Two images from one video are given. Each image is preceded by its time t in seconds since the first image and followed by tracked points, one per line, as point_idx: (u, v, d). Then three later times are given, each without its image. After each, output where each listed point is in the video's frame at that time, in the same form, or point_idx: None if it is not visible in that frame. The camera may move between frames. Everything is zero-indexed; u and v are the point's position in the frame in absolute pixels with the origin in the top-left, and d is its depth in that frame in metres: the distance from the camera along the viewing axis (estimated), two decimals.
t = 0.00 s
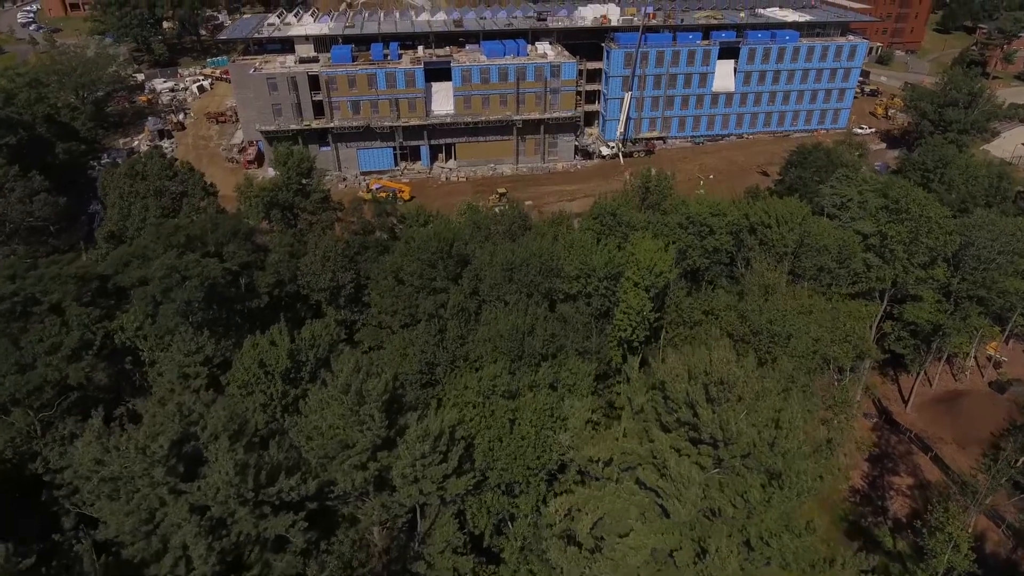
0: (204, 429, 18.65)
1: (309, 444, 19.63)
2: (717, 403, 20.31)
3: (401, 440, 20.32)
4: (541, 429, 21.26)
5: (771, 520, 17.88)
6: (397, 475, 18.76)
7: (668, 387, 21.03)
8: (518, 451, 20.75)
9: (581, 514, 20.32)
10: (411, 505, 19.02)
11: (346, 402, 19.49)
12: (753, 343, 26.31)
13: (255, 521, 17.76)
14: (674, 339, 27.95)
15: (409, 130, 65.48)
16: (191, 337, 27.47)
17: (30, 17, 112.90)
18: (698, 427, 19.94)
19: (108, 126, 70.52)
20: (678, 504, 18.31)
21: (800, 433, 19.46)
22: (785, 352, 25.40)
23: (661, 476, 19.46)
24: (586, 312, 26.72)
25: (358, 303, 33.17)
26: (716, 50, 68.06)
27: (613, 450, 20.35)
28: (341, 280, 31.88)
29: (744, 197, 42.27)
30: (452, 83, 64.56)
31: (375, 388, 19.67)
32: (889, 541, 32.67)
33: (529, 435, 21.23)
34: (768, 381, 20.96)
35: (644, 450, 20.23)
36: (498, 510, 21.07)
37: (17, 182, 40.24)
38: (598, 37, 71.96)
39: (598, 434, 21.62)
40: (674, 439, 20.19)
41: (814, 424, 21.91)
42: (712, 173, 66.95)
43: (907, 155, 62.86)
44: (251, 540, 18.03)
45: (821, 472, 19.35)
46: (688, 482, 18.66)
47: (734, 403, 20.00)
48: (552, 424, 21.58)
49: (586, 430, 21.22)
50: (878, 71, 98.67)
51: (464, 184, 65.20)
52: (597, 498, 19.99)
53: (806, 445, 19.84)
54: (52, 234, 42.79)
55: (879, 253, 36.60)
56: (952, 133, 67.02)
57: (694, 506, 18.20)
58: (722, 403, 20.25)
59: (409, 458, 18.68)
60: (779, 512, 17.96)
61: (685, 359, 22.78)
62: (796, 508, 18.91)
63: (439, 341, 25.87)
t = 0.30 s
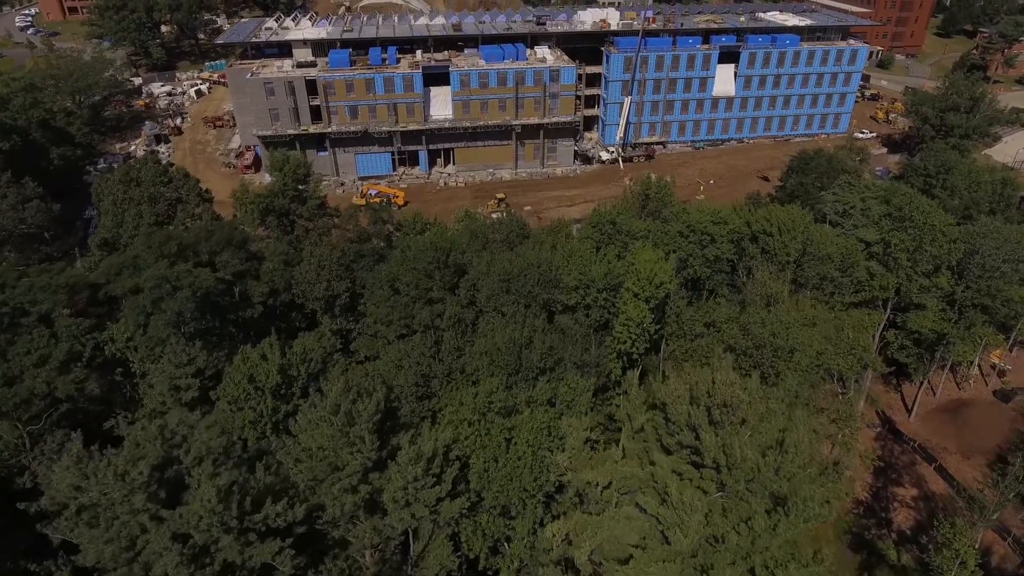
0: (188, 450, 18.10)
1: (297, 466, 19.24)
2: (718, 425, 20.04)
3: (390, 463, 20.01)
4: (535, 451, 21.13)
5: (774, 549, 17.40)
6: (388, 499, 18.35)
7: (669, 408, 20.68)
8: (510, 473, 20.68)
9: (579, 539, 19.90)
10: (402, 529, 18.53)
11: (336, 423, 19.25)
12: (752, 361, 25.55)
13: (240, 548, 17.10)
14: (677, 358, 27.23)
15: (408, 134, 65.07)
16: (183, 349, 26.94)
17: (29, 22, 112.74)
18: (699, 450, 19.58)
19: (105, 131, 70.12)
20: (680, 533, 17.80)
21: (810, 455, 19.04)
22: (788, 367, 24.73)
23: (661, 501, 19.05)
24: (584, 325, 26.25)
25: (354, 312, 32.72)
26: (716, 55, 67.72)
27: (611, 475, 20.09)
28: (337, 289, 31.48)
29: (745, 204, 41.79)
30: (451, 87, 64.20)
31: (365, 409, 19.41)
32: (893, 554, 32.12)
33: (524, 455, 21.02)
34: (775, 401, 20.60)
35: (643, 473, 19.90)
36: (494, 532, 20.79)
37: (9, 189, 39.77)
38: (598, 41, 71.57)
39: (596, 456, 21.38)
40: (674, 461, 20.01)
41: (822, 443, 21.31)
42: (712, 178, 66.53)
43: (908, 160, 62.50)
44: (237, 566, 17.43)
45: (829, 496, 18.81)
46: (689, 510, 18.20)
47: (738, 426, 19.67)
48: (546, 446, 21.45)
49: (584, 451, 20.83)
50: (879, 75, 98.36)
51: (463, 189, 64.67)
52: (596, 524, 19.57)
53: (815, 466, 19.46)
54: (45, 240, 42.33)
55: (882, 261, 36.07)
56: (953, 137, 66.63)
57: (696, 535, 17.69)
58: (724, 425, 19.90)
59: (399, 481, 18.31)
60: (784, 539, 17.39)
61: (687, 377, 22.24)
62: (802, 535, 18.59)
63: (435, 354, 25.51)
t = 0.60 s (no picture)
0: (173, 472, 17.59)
1: (285, 489, 18.77)
2: (722, 448, 19.59)
3: (383, 484, 19.54)
4: (532, 472, 20.68)
5: None
6: (380, 524, 17.89)
7: (671, 430, 20.22)
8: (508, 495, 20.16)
9: (579, 566, 19.45)
10: (393, 554, 18.10)
11: (325, 446, 18.79)
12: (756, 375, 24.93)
13: None
14: (677, 372, 26.64)
15: (406, 139, 64.58)
16: (174, 361, 26.47)
17: (27, 26, 112.58)
18: (702, 474, 19.14)
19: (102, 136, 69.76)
20: (683, 563, 17.36)
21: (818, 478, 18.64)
22: (793, 382, 24.04)
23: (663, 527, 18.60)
24: (583, 337, 25.75)
25: (350, 322, 32.28)
26: (716, 59, 67.34)
27: (610, 502, 19.74)
28: (332, 299, 31.04)
29: (747, 211, 41.30)
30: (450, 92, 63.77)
31: (355, 432, 19.08)
32: (898, 567, 31.55)
33: (521, 477, 20.67)
34: (780, 422, 20.19)
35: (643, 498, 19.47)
36: (491, 556, 20.29)
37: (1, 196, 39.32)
38: (597, 45, 71.17)
39: (594, 479, 21.01)
40: (676, 486, 19.65)
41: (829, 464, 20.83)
42: (713, 183, 66.09)
43: (911, 165, 62.08)
44: None
45: (838, 521, 18.35)
46: (693, 538, 17.77)
47: (742, 451, 19.25)
48: (544, 467, 20.96)
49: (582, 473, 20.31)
50: (879, 79, 98.05)
51: (462, 194, 64.18)
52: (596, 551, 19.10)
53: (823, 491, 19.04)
54: (39, 248, 41.88)
55: (886, 269, 35.51)
56: (955, 142, 66.21)
57: (699, 564, 17.28)
58: (728, 448, 19.45)
59: (391, 506, 17.83)
60: (791, 569, 16.98)
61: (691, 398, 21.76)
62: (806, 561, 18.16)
63: (431, 366, 25.06)
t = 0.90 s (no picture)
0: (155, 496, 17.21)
1: (271, 514, 18.32)
2: (725, 474, 19.08)
3: (372, 510, 19.26)
4: (529, 495, 20.16)
5: None
6: (370, 551, 17.40)
7: (673, 453, 19.73)
8: (505, 519, 19.63)
9: None
10: None
11: (312, 470, 18.66)
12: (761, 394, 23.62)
13: None
14: (679, 387, 25.37)
15: (404, 144, 64.11)
16: (164, 373, 25.96)
17: (25, 29, 112.40)
18: (705, 500, 18.64)
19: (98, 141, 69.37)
20: None
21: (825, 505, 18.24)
22: (799, 399, 22.96)
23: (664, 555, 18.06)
24: (582, 350, 25.21)
25: (345, 332, 31.81)
26: (717, 63, 66.97)
27: (609, 530, 19.10)
28: (326, 308, 30.66)
29: (748, 219, 40.82)
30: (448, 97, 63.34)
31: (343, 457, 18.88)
32: None
33: (517, 500, 20.18)
34: (786, 445, 19.66)
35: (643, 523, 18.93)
36: None
37: None
38: (597, 49, 70.79)
39: (593, 502, 20.48)
40: (678, 512, 19.02)
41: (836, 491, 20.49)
42: (713, 188, 65.64)
43: (913, 171, 61.63)
44: None
45: (843, 550, 17.86)
46: (695, 568, 17.25)
47: (748, 477, 18.61)
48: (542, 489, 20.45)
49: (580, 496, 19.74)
50: (880, 83, 97.73)
51: (460, 199, 63.70)
52: None
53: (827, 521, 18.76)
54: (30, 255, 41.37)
55: (890, 277, 34.98)
56: (957, 147, 65.77)
57: None
58: (732, 473, 18.95)
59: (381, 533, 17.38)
60: None
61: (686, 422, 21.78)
62: None
63: (426, 379, 24.53)
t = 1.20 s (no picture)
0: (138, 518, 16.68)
1: (258, 540, 17.91)
2: (730, 501, 18.54)
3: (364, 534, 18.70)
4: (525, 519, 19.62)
5: None
6: None
7: (674, 477, 19.26)
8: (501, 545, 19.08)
9: None
10: None
11: (299, 496, 18.27)
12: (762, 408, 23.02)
13: None
14: (680, 403, 24.67)
15: (402, 149, 63.63)
16: (154, 386, 25.44)
17: (24, 33, 112.21)
18: (708, 527, 18.10)
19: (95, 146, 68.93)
20: None
21: (832, 533, 17.78)
22: (803, 416, 22.37)
23: None
24: (580, 363, 24.69)
25: (340, 342, 31.33)
26: (717, 68, 66.58)
27: (609, 557, 18.52)
28: (321, 318, 30.23)
29: (750, 226, 40.32)
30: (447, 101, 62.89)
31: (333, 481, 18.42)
32: None
33: (513, 525, 19.70)
34: (792, 469, 19.24)
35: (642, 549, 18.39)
36: None
37: None
38: (597, 53, 70.37)
39: (591, 527, 19.94)
40: (681, 540, 18.44)
41: (842, 515, 19.94)
42: (714, 193, 65.14)
43: (915, 176, 61.16)
44: None
45: None
46: None
47: (753, 505, 18.12)
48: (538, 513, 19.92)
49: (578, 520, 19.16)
50: (880, 87, 97.39)
51: (459, 205, 63.19)
52: None
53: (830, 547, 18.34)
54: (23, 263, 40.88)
55: (894, 286, 34.46)
56: (959, 152, 65.32)
57: None
58: (736, 499, 18.44)
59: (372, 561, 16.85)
60: None
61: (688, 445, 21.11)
62: None
63: (421, 393, 24.03)
